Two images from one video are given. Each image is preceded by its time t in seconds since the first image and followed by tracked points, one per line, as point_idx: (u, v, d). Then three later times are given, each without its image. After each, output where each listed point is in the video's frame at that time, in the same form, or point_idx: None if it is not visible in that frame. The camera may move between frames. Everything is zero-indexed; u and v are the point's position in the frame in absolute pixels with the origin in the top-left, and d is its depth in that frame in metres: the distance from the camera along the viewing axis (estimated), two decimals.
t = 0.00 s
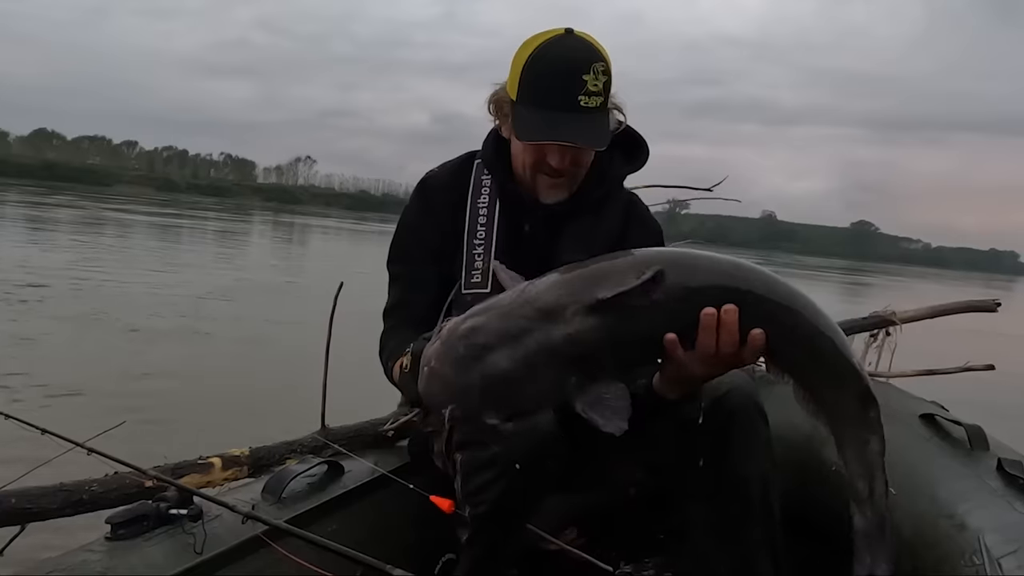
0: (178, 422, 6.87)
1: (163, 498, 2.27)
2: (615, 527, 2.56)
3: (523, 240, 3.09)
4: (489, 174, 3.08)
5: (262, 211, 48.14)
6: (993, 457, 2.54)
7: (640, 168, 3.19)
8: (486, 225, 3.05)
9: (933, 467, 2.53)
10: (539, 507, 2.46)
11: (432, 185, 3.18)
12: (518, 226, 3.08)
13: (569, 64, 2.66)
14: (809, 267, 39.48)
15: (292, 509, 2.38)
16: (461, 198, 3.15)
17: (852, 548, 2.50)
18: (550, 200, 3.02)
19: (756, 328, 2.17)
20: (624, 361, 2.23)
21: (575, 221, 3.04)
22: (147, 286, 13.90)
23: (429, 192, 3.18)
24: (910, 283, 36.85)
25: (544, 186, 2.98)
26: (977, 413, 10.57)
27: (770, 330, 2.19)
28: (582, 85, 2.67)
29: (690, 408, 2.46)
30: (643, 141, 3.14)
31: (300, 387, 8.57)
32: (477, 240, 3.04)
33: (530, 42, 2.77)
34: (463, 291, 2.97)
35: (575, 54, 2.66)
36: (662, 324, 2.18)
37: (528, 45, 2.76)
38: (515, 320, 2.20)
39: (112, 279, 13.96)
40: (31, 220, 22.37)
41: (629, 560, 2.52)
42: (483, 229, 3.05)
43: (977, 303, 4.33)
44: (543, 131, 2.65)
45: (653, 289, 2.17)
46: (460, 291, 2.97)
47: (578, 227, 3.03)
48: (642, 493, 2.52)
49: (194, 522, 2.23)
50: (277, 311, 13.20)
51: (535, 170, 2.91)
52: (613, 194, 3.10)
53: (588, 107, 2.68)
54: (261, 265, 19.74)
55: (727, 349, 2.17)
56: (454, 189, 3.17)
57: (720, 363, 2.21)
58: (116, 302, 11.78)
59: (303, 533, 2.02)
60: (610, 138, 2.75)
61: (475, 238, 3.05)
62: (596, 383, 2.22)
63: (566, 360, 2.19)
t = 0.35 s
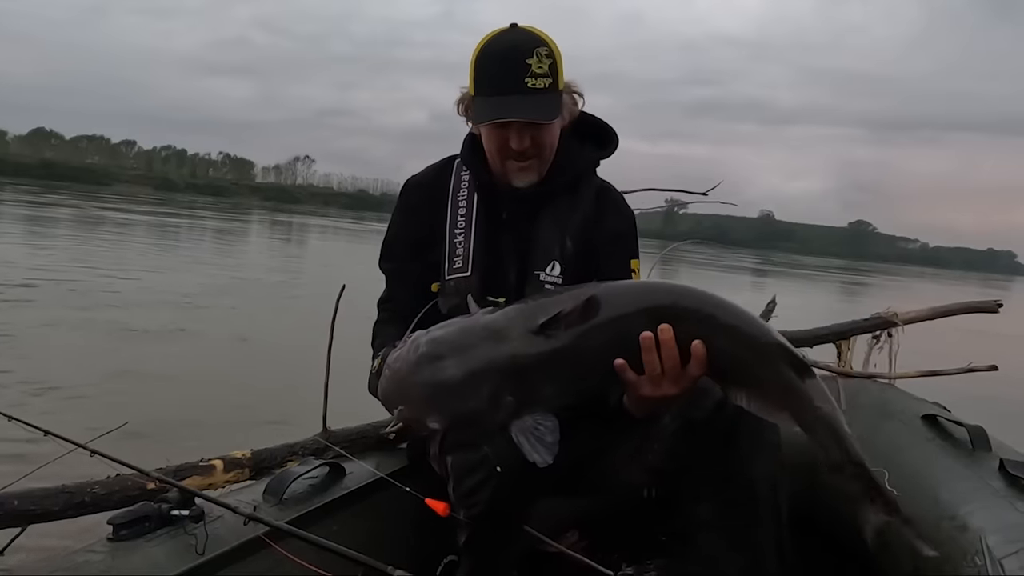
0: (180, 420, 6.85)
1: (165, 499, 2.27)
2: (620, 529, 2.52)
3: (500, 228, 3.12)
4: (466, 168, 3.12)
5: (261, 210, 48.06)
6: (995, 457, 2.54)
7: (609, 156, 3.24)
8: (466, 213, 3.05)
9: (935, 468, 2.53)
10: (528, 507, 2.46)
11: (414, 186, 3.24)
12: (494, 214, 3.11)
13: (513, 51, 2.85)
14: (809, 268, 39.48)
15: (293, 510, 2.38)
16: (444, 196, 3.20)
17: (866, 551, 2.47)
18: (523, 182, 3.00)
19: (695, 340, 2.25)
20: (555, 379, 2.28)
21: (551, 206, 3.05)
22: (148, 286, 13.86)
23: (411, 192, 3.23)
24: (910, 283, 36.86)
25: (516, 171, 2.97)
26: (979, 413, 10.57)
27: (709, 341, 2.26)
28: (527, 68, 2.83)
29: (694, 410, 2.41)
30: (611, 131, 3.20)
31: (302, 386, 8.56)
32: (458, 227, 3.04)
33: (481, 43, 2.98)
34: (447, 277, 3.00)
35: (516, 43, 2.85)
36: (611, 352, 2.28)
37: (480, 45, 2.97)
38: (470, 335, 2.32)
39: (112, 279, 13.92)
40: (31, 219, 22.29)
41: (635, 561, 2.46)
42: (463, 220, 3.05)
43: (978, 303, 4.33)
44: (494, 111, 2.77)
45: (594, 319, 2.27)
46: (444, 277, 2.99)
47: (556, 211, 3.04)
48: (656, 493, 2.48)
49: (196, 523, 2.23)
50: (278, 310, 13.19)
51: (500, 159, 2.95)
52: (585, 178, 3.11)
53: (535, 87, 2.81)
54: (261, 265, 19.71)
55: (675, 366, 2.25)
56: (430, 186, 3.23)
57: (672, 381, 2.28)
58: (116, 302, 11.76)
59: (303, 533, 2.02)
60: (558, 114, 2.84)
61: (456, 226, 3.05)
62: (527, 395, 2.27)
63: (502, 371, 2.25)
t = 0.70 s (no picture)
0: (179, 422, 6.84)
1: (164, 506, 2.27)
2: (616, 530, 2.57)
3: (505, 229, 3.10)
4: (476, 171, 3.10)
5: (259, 209, 48.01)
6: (995, 458, 2.52)
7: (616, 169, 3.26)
8: (472, 214, 3.03)
9: (934, 471, 2.52)
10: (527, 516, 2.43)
11: (423, 186, 3.23)
12: (500, 215, 3.09)
13: (509, 61, 2.85)
14: (807, 267, 39.49)
15: (293, 517, 2.37)
16: (450, 197, 3.17)
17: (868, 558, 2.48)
18: (521, 188, 3.02)
19: (670, 396, 2.18)
20: (520, 398, 2.24)
21: (555, 212, 3.03)
22: (146, 285, 13.84)
23: (420, 193, 3.22)
24: (908, 282, 36.89)
25: (515, 176, 3.00)
26: (977, 413, 10.59)
27: (684, 395, 2.19)
28: (522, 78, 2.82)
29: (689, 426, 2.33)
30: (621, 144, 3.25)
31: (301, 386, 8.55)
32: (464, 228, 3.02)
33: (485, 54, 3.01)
34: (452, 277, 2.97)
35: (512, 55, 2.85)
36: (602, 395, 2.22)
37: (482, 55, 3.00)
38: (447, 343, 2.31)
39: (110, 279, 13.91)
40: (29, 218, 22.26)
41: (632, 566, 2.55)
42: (471, 220, 3.03)
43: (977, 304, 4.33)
44: (486, 122, 2.79)
45: (563, 350, 2.23)
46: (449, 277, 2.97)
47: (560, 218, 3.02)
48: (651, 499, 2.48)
49: (195, 530, 2.22)
50: (277, 311, 13.18)
51: (501, 166, 2.99)
52: (591, 189, 3.12)
53: (530, 98, 2.81)
54: (260, 264, 19.69)
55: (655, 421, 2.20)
56: (439, 186, 3.21)
57: (652, 435, 2.23)
58: (115, 302, 11.73)
59: (303, 540, 2.01)
60: (553, 121, 2.81)
61: (462, 226, 3.03)
62: (485, 411, 2.25)
63: (463, 382, 2.23)
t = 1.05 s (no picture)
0: (175, 422, 6.84)
1: (160, 503, 2.27)
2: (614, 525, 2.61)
3: (506, 228, 3.10)
4: (480, 173, 3.12)
5: (257, 208, 47.97)
6: (990, 457, 2.54)
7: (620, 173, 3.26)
8: (475, 213, 3.04)
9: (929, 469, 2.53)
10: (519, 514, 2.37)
11: (427, 187, 3.23)
12: (501, 215, 3.10)
13: (505, 64, 2.87)
14: (805, 266, 39.50)
15: (289, 514, 2.38)
16: (452, 197, 3.18)
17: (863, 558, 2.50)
18: (513, 188, 3.02)
19: (681, 388, 2.18)
20: (494, 371, 2.22)
21: (557, 212, 3.04)
22: (143, 284, 13.83)
23: (423, 193, 3.22)
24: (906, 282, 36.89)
25: (507, 175, 2.99)
26: (974, 413, 10.59)
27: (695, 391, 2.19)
28: (514, 82, 2.84)
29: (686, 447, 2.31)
30: (625, 149, 3.24)
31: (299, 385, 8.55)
32: (466, 227, 3.03)
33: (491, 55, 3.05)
34: (453, 274, 2.98)
35: (509, 59, 2.87)
36: (598, 379, 2.20)
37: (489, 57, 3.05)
38: (446, 323, 2.41)
39: (107, 278, 13.89)
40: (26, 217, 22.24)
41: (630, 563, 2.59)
42: (472, 220, 3.04)
43: (973, 303, 4.34)
44: (473, 123, 2.84)
45: (552, 332, 2.27)
46: (451, 276, 2.97)
47: (561, 217, 3.03)
48: (648, 499, 2.49)
49: (192, 526, 2.23)
50: (275, 309, 13.18)
51: (495, 165, 3.01)
52: (594, 191, 3.12)
53: (518, 101, 2.82)
54: (258, 263, 19.69)
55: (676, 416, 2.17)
56: (441, 186, 3.22)
57: (665, 438, 2.18)
58: (112, 301, 11.72)
59: (299, 537, 2.02)
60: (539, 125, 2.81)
61: (463, 225, 3.04)
62: (468, 382, 2.25)
63: (450, 351, 2.27)
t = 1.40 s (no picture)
0: (171, 420, 6.84)
1: (157, 501, 2.28)
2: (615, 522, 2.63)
3: (505, 231, 3.10)
4: (477, 177, 3.12)
5: (256, 207, 47.95)
6: (987, 457, 2.54)
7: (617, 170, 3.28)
8: (473, 216, 3.04)
9: (926, 469, 2.53)
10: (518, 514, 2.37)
11: (425, 191, 3.23)
12: (500, 218, 3.11)
13: (494, 65, 2.89)
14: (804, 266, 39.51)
15: (286, 512, 2.38)
16: (451, 200, 3.18)
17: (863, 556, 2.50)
18: (503, 191, 3.02)
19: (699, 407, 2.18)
20: (510, 345, 2.31)
21: (556, 212, 3.05)
22: (142, 283, 13.84)
23: (421, 197, 3.22)
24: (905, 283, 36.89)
25: (498, 179, 3.01)
26: (973, 413, 10.59)
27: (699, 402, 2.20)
28: (503, 84, 2.85)
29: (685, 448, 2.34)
30: (621, 147, 3.26)
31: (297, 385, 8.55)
32: (464, 231, 3.03)
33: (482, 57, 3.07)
34: (453, 279, 2.98)
35: (498, 60, 2.88)
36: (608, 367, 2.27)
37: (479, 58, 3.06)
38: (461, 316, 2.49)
39: (105, 277, 13.89)
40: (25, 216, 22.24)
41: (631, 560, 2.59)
42: (470, 223, 3.03)
43: (969, 304, 4.35)
44: (463, 125, 2.85)
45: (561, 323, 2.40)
46: (451, 279, 2.98)
47: (560, 218, 3.03)
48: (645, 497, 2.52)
49: (189, 524, 2.23)
50: (273, 309, 13.18)
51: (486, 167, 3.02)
52: (591, 190, 3.13)
53: (507, 104, 2.84)
54: (257, 263, 19.67)
55: (702, 443, 2.15)
56: (441, 189, 3.22)
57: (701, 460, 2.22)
58: (109, 300, 11.70)
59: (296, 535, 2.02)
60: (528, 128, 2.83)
61: (462, 229, 3.04)
62: (489, 357, 2.32)
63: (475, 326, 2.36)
